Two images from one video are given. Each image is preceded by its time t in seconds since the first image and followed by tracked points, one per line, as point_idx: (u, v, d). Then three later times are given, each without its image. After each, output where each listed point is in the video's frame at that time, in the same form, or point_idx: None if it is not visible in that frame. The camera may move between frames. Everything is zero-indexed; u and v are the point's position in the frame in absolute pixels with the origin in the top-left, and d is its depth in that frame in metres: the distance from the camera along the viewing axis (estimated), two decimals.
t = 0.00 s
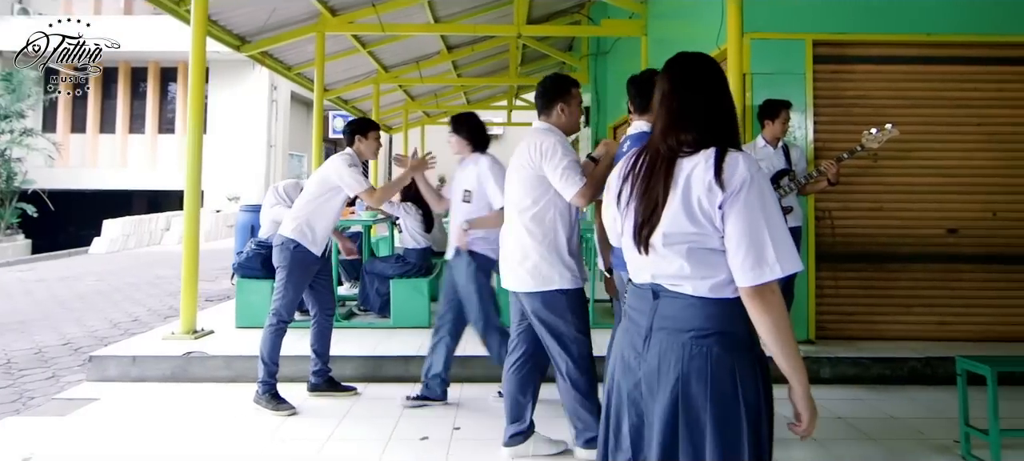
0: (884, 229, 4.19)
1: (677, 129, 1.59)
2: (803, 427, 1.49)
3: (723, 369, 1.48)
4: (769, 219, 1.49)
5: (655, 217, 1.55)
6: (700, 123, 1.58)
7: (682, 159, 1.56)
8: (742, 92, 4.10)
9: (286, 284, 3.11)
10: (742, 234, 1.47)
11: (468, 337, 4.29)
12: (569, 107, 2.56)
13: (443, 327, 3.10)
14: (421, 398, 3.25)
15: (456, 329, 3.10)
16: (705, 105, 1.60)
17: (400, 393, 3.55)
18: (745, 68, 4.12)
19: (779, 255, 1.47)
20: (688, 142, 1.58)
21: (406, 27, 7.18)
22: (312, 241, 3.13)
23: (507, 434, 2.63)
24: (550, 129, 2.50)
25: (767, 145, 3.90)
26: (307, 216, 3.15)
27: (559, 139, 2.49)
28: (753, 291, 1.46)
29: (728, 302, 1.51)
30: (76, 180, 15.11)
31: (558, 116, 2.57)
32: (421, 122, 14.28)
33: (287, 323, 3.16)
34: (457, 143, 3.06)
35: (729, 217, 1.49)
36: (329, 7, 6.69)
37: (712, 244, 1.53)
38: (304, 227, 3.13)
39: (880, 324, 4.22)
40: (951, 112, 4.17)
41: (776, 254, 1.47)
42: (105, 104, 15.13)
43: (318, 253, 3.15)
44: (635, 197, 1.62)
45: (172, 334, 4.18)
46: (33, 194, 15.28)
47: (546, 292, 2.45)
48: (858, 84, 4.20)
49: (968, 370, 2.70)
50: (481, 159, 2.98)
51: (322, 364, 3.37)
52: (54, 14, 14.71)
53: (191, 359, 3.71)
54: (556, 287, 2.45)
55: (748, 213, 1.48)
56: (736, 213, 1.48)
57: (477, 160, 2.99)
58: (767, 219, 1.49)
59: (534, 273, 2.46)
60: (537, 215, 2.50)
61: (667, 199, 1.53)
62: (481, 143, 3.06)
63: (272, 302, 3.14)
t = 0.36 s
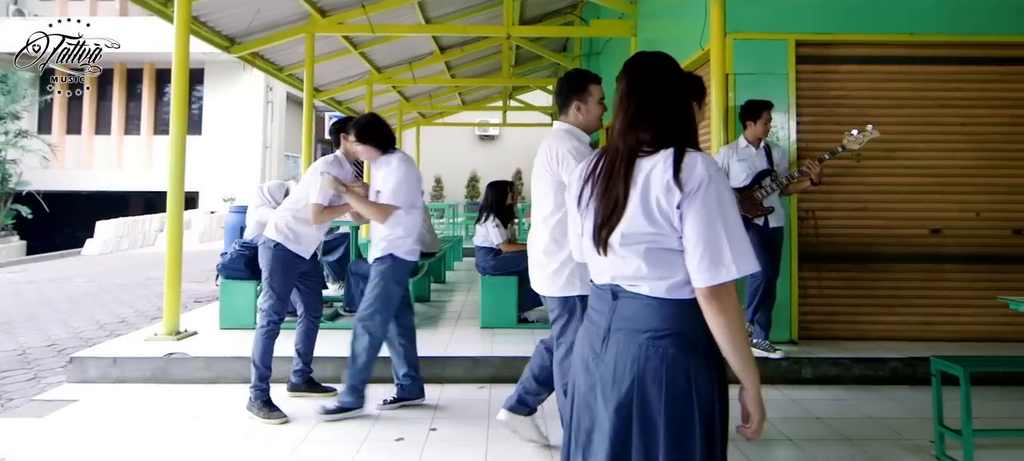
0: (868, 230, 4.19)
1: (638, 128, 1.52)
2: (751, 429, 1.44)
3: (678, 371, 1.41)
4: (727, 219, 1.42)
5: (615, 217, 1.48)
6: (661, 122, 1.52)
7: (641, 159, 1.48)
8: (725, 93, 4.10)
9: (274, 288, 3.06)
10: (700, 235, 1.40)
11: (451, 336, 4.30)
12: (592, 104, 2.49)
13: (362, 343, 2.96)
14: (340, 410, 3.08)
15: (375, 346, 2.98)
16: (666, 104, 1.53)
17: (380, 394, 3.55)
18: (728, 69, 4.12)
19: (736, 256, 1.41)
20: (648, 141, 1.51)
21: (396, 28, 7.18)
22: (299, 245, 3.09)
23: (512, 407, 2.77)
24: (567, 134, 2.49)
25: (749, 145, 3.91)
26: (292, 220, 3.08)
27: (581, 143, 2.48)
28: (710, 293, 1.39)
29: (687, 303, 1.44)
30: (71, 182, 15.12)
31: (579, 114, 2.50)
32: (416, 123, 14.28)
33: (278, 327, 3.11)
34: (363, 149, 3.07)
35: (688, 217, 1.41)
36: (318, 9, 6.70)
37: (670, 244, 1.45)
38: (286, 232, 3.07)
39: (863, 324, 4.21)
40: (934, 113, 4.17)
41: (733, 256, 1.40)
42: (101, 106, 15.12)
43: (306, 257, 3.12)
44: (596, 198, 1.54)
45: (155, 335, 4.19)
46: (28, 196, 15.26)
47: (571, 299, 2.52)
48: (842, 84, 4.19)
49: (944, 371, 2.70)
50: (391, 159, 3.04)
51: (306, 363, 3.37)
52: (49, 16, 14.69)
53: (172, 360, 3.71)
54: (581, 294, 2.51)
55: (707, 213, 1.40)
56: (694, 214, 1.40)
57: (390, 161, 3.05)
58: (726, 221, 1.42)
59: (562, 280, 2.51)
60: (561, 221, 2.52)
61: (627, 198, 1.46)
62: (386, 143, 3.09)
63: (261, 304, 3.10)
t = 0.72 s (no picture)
0: (855, 229, 4.18)
1: (603, 126, 1.47)
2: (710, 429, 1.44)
3: (639, 374, 1.37)
4: (689, 220, 1.37)
5: (578, 215, 1.43)
6: (626, 121, 1.47)
7: (605, 157, 1.44)
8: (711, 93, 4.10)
9: (246, 295, 3.06)
10: (661, 237, 1.35)
11: (439, 337, 4.30)
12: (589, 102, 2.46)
13: (319, 347, 3.07)
14: (310, 410, 3.13)
15: (332, 347, 3.09)
16: (633, 101, 1.48)
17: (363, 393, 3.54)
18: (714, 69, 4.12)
19: (698, 259, 1.36)
20: (613, 140, 1.46)
21: (389, 28, 7.16)
22: (273, 245, 3.08)
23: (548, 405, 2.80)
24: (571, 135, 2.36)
25: (735, 145, 3.90)
26: (256, 218, 3.05)
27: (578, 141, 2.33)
28: (670, 295, 1.34)
29: (650, 306, 1.39)
30: (68, 182, 15.10)
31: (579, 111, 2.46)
32: (413, 123, 14.26)
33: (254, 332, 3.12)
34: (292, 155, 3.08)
35: (650, 218, 1.37)
36: (310, 10, 6.68)
37: (632, 245, 1.41)
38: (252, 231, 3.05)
39: (850, 323, 4.21)
40: (920, 112, 4.17)
41: (695, 258, 1.35)
42: (97, 106, 15.10)
43: (282, 257, 3.10)
44: (560, 196, 1.49)
45: (141, 336, 4.18)
46: (25, 196, 15.24)
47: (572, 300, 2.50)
48: (828, 84, 4.19)
49: (923, 370, 2.69)
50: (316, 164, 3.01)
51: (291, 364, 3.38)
52: (46, 16, 14.67)
53: (157, 361, 3.70)
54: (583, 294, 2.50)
55: (669, 214, 1.35)
56: (657, 215, 1.35)
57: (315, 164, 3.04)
58: (688, 223, 1.37)
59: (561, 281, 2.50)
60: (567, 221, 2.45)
61: (590, 196, 1.41)
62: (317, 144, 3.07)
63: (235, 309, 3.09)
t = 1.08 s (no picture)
0: (841, 229, 4.18)
1: (565, 126, 1.42)
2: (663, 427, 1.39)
3: (602, 378, 1.33)
4: (652, 222, 1.34)
5: (541, 216, 1.36)
6: (589, 121, 1.42)
7: (568, 157, 1.38)
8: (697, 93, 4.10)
9: (219, 295, 3.08)
10: (622, 237, 1.32)
11: (425, 337, 4.30)
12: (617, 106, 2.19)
13: (300, 348, 3.08)
14: (292, 410, 3.13)
15: (314, 348, 3.10)
16: (596, 101, 1.44)
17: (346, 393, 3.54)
18: (700, 69, 4.12)
19: (660, 259, 1.33)
20: (576, 140, 1.41)
21: (381, 29, 7.14)
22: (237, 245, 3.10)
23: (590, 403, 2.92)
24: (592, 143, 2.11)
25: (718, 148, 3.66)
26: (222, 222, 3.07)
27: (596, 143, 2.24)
28: (632, 297, 1.31)
29: (612, 308, 1.36)
30: (63, 183, 15.07)
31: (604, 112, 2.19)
32: (408, 124, 14.25)
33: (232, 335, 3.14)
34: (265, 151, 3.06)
35: (613, 219, 1.33)
36: (301, 10, 6.67)
37: (594, 247, 1.37)
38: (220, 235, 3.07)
39: (836, 323, 4.21)
40: (906, 112, 4.17)
41: (657, 259, 1.32)
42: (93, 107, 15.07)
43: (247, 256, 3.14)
44: (521, 198, 1.41)
45: (127, 337, 4.17)
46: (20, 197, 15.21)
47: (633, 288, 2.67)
48: (814, 84, 4.19)
49: (902, 371, 2.69)
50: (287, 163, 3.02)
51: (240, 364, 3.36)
52: (41, 17, 14.64)
53: (141, 362, 3.70)
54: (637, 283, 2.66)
55: (632, 216, 1.32)
56: (620, 216, 1.32)
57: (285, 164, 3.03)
58: (650, 224, 1.34)
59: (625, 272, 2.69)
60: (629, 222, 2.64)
61: (553, 197, 1.35)
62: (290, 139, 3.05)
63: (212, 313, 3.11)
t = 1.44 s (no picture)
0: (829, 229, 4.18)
1: (533, 124, 1.31)
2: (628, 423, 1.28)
3: (569, 381, 1.21)
4: (622, 223, 1.21)
5: (508, 218, 1.24)
6: (560, 119, 1.32)
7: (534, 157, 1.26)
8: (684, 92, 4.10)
9: (204, 292, 3.11)
10: (590, 237, 1.18)
11: (413, 337, 4.30)
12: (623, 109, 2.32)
13: (293, 347, 3.05)
14: (275, 410, 3.12)
15: (304, 348, 3.07)
16: (565, 97, 1.33)
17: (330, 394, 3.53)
18: (686, 69, 4.14)
19: (630, 261, 1.20)
20: (544, 140, 1.30)
21: (375, 29, 7.13)
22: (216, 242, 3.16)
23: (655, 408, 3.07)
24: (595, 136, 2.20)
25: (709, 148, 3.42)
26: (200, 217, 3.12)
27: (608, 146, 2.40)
28: (599, 298, 1.19)
29: (582, 310, 1.24)
30: (61, 184, 15.05)
31: (609, 114, 2.34)
32: (405, 124, 14.25)
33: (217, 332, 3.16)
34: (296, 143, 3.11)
35: (581, 220, 1.20)
36: (294, 11, 6.66)
37: (562, 247, 1.25)
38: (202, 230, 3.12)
39: (825, 323, 4.21)
40: (894, 112, 4.16)
41: (627, 259, 1.19)
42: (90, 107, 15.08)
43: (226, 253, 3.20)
44: (488, 197, 1.31)
45: (114, 337, 4.18)
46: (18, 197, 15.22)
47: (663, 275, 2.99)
48: (802, 85, 4.17)
49: (883, 371, 2.69)
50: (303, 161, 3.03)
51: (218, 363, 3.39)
52: (38, 18, 14.63)
53: (127, 362, 3.70)
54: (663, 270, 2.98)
55: (601, 215, 1.19)
56: (590, 217, 1.19)
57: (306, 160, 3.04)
58: (620, 226, 1.20)
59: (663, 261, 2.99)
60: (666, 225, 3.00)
61: (522, 196, 1.22)
62: (318, 135, 3.09)
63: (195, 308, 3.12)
